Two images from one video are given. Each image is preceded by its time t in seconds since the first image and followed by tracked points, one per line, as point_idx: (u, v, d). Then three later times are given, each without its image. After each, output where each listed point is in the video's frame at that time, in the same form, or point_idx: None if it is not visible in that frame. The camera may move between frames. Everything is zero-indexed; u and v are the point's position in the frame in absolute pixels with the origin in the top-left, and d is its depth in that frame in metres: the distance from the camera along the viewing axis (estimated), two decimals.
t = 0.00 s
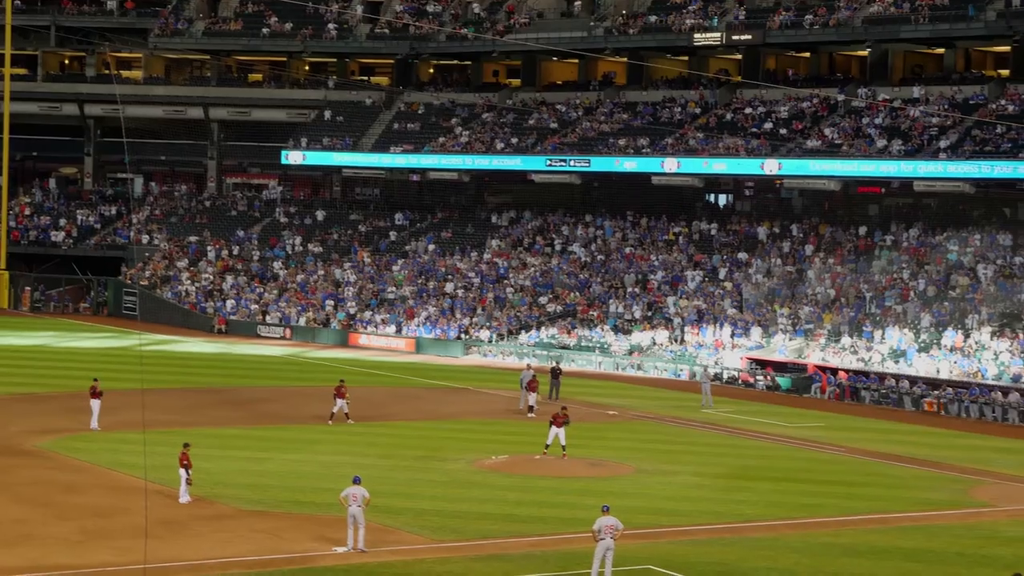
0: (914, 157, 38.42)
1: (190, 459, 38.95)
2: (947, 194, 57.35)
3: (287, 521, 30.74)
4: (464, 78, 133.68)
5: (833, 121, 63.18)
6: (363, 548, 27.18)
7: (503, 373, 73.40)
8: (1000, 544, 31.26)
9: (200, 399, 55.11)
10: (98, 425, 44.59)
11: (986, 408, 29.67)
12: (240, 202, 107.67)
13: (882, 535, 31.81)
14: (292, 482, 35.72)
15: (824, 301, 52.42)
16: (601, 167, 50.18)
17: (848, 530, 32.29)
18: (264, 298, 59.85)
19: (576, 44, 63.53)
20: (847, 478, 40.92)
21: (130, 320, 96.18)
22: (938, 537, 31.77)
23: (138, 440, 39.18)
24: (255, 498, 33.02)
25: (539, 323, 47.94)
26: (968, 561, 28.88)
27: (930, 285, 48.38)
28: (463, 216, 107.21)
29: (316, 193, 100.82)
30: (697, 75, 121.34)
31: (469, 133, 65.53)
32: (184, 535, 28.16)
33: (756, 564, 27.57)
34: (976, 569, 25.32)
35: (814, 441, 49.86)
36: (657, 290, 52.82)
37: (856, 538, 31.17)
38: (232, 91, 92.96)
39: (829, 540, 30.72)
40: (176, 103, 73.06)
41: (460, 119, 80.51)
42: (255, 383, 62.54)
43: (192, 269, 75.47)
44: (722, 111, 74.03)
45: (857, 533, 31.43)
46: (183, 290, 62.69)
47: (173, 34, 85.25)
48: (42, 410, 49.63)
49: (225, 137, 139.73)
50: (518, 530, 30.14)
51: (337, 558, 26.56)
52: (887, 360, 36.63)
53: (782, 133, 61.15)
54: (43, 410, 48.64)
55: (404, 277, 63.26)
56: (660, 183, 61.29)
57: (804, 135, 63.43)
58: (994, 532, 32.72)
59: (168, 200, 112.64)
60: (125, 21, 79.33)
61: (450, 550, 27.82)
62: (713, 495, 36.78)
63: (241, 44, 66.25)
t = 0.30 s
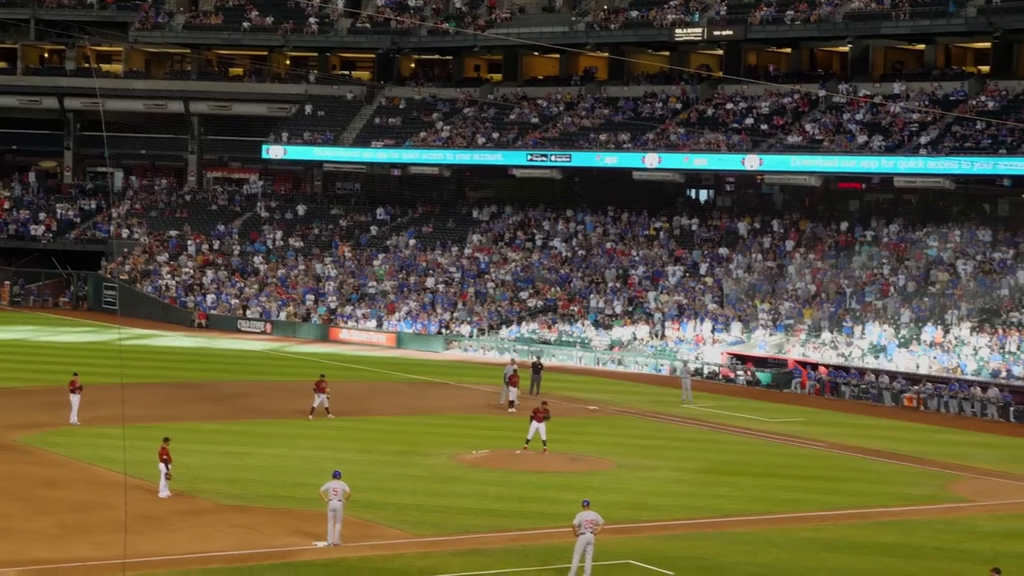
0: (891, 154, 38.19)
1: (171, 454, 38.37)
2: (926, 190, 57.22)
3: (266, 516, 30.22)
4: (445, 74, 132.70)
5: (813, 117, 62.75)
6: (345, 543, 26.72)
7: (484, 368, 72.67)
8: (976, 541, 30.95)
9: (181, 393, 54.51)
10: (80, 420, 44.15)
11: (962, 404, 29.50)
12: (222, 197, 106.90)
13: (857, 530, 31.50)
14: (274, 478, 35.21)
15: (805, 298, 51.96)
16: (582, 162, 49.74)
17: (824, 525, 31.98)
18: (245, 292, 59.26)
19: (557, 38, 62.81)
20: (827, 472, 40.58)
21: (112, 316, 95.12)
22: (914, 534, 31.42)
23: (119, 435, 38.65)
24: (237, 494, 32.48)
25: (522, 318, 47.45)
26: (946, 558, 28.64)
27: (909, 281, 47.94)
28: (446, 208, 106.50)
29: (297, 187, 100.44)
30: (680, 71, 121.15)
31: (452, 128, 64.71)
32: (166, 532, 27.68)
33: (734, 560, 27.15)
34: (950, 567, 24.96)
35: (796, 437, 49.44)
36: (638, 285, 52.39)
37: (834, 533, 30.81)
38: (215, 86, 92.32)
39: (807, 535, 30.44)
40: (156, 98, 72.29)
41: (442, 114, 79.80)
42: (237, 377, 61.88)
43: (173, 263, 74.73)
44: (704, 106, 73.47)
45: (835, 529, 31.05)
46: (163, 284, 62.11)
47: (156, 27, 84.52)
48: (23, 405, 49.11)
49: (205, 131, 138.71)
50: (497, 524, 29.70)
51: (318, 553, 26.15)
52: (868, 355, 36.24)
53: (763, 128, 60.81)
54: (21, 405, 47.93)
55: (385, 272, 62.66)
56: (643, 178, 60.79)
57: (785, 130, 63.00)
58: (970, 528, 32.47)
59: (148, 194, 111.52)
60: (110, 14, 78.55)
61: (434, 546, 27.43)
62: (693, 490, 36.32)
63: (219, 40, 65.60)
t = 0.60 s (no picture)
0: (869, 149, 37.69)
1: (147, 448, 37.62)
2: (904, 185, 56.79)
3: (243, 510, 29.50)
4: (423, 68, 131.74)
5: (792, 112, 62.29)
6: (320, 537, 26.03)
7: (461, 362, 71.88)
8: (952, 535, 30.43)
9: (156, 387, 53.68)
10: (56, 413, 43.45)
11: (940, 398, 28.99)
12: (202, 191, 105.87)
13: (833, 524, 30.95)
14: (252, 472, 34.47)
15: (784, 289, 50.97)
16: (560, 157, 49.12)
17: (801, 519, 31.43)
18: (221, 286, 58.41)
19: (535, 33, 62.48)
20: (805, 466, 40.08)
21: (89, 310, 94.08)
22: (891, 528, 30.87)
23: (96, 428, 37.87)
24: (213, 487, 31.78)
25: (499, 312, 46.80)
26: (923, 553, 28.07)
27: (885, 275, 47.71)
28: (424, 203, 105.57)
29: (274, 181, 99.38)
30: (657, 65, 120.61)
31: (431, 122, 63.93)
32: (144, 526, 26.98)
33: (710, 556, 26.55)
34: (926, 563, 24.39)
35: (773, 430, 48.88)
36: (616, 280, 51.78)
37: (810, 528, 30.24)
38: (191, 79, 91.28)
39: (784, 530, 29.87)
40: (136, 92, 71.30)
41: (419, 108, 78.96)
42: (213, 371, 61.03)
43: (149, 257, 73.72)
44: (682, 101, 73.06)
45: (812, 523, 30.49)
46: (139, 278, 61.17)
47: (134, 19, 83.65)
48: None
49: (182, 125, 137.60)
50: (474, 519, 29.03)
51: (292, 547, 25.46)
52: (845, 350, 35.90)
53: (741, 123, 60.31)
54: None
55: (362, 266, 61.88)
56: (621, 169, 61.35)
57: (763, 122, 62.04)
58: (947, 523, 31.93)
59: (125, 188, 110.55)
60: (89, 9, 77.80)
61: (408, 542, 26.75)
62: (671, 483, 35.79)
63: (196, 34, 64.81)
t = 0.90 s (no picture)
0: (847, 144, 37.46)
1: (126, 442, 36.97)
2: (880, 180, 56.45)
3: (222, 504, 28.94)
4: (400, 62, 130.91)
5: (769, 106, 61.99)
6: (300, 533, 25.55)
7: (438, 356, 71.15)
8: (928, 530, 30.07)
9: (132, 381, 52.95)
10: (30, 408, 42.76)
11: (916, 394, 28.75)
12: (179, 184, 104.77)
13: (810, 518, 30.58)
14: (232, 466, 33.91)
15: (762, 284, 50.57)
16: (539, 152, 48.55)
17: (777, 513, 31.10)
18: (198, 280, 57.69)
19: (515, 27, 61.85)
20: (784, 460, 39.66)
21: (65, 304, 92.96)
22: (867, 522, 30.52)
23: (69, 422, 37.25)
24: (192, 482, 31.21)
25: (479, 306, 46.30)
26: (900, 548, 27.70)
27: (864, 270, 47.33)
28: (401, 196, 104.71)
29: (251, 175, 98.43)
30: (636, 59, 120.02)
31: (409, 116, 63.31)
32: (126, 521, 26.45)
33: (687, 551, 26.20)
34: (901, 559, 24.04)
35: (752, 425, 48.50)
36: (595, 275, 51.32)
37: (785, 522, 29.89)
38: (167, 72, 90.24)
39: (761, 525, 29.48)
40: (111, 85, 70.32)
41: (396, 101, 78.15)
42: (190, 365, 60.34)
43: (126, 251, 72.87)
44: (660, 95, 72.49)
45: (789, 518, 30.12)
46: (115, 272, 60.43)
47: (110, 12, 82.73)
48: None
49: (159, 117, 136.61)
50: (452, 514, 28.56)
51: (269, 544, 25.03)
52: (823, 345, 35.58)
53: (719, 117, 59.93)
54: None
55: (341, 260, 61.23)
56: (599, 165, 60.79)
57: (742, 115, 61.53)
58: (923, 517, 31.60)
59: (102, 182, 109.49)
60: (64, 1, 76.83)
61: (386, 537, 26.25)
62: (649, 478, 35.40)
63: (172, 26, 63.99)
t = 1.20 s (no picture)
0: (828, 138, 37.06)
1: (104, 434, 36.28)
2: (860, 174, 56.06)
3: (200, 498, 28.30)
4: (381, 55, 130.09)
5: (749, 100, 61.58)
6: (284, 527, 25.06)
7: (418, 350, 70.44)
8: (907, 523, 29.58)
9: (111, 374, 52.19)
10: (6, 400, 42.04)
11: (894, 387, 28.44)
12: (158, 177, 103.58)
13: (790, 511, 30.28)
14: (210, 459, 33.26)
15: (743, 278, 50.11)
16: (519, 146, 48.06)
17: (758, 506, 30.78)
18: (177, 274, 56.94)
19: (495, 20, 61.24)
20: (765, 454, 39.28)
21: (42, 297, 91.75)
22: (845, 515, 30.02)
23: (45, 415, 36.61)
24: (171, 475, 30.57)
25: (457, 300, 45.76)
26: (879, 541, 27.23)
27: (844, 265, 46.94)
28: (382, 190, 103.87)
29: (231, 169, 97.52)
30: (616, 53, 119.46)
31: (389, 109, 62.65)
32: (104, 514, 25.83)
33: (666, 545, 25.67)
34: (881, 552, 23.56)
35: (732, 419, 48.12)
36: (575, 269, 50.84)
37: (765, 516, 29.38)
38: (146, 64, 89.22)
39: (742, 518, 29.16)
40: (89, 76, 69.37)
41: (376, 95, 77.45)
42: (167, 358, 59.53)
43: (105, 244, 71.99)
44: (641, 89, 71.92)
45: (769, 511, 29.63)
46: (94, 266, 59.63)
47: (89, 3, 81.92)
48: None
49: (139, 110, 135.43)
50: (430, 508, 27.99)
51: (247, 538, 24.46)
52: (803, 340, 35.21)
53: (699, 111, 59.48)
54: None
55: (320, 254, 60.49)
56: (580, 159, 60.15)
57: (724, 109, 61.14)
58: (901, 511, 31.08)
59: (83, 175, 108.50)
60: None
61: (362, 532, 25.65)
62: (629, 472, 35.04)
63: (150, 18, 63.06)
